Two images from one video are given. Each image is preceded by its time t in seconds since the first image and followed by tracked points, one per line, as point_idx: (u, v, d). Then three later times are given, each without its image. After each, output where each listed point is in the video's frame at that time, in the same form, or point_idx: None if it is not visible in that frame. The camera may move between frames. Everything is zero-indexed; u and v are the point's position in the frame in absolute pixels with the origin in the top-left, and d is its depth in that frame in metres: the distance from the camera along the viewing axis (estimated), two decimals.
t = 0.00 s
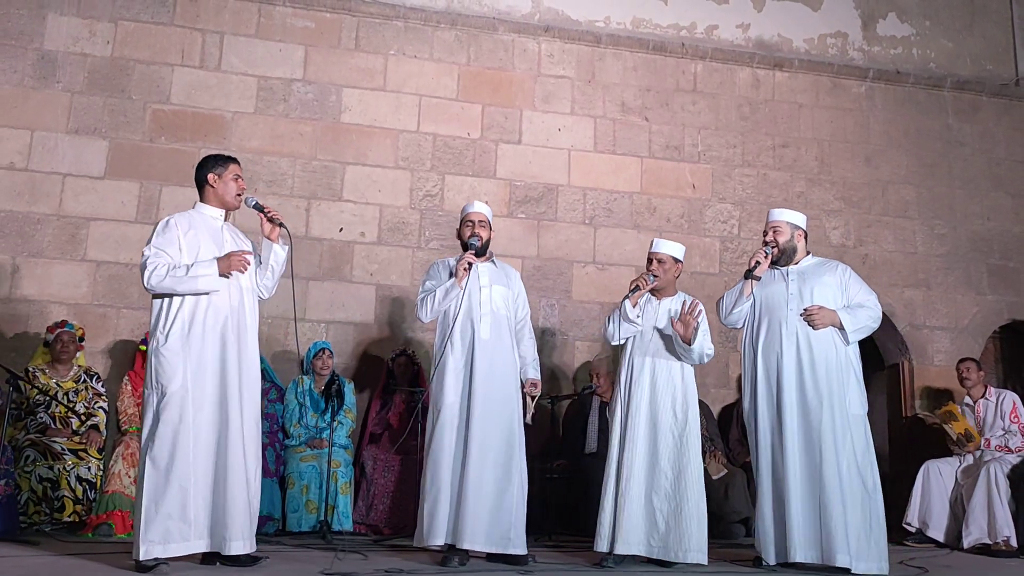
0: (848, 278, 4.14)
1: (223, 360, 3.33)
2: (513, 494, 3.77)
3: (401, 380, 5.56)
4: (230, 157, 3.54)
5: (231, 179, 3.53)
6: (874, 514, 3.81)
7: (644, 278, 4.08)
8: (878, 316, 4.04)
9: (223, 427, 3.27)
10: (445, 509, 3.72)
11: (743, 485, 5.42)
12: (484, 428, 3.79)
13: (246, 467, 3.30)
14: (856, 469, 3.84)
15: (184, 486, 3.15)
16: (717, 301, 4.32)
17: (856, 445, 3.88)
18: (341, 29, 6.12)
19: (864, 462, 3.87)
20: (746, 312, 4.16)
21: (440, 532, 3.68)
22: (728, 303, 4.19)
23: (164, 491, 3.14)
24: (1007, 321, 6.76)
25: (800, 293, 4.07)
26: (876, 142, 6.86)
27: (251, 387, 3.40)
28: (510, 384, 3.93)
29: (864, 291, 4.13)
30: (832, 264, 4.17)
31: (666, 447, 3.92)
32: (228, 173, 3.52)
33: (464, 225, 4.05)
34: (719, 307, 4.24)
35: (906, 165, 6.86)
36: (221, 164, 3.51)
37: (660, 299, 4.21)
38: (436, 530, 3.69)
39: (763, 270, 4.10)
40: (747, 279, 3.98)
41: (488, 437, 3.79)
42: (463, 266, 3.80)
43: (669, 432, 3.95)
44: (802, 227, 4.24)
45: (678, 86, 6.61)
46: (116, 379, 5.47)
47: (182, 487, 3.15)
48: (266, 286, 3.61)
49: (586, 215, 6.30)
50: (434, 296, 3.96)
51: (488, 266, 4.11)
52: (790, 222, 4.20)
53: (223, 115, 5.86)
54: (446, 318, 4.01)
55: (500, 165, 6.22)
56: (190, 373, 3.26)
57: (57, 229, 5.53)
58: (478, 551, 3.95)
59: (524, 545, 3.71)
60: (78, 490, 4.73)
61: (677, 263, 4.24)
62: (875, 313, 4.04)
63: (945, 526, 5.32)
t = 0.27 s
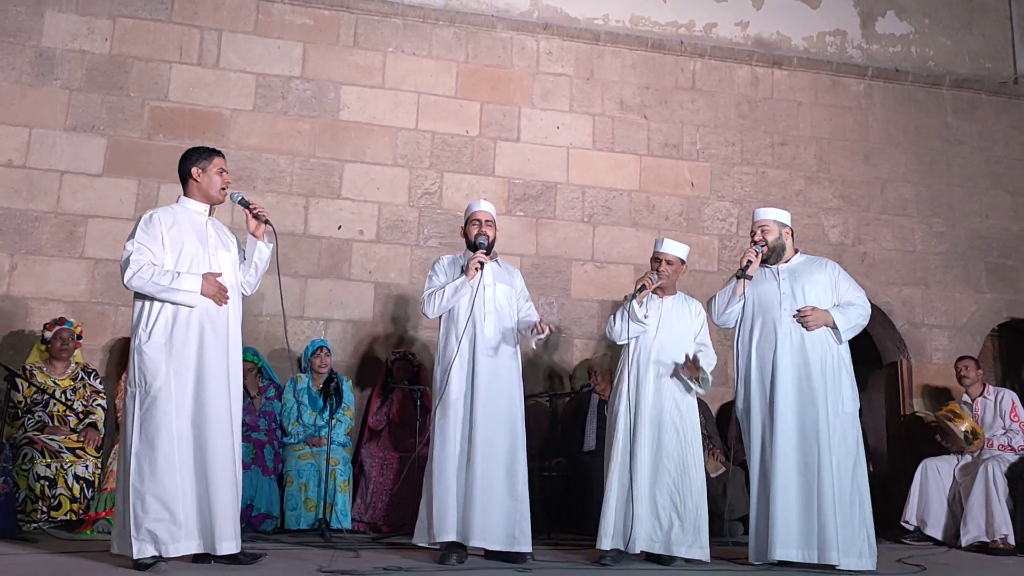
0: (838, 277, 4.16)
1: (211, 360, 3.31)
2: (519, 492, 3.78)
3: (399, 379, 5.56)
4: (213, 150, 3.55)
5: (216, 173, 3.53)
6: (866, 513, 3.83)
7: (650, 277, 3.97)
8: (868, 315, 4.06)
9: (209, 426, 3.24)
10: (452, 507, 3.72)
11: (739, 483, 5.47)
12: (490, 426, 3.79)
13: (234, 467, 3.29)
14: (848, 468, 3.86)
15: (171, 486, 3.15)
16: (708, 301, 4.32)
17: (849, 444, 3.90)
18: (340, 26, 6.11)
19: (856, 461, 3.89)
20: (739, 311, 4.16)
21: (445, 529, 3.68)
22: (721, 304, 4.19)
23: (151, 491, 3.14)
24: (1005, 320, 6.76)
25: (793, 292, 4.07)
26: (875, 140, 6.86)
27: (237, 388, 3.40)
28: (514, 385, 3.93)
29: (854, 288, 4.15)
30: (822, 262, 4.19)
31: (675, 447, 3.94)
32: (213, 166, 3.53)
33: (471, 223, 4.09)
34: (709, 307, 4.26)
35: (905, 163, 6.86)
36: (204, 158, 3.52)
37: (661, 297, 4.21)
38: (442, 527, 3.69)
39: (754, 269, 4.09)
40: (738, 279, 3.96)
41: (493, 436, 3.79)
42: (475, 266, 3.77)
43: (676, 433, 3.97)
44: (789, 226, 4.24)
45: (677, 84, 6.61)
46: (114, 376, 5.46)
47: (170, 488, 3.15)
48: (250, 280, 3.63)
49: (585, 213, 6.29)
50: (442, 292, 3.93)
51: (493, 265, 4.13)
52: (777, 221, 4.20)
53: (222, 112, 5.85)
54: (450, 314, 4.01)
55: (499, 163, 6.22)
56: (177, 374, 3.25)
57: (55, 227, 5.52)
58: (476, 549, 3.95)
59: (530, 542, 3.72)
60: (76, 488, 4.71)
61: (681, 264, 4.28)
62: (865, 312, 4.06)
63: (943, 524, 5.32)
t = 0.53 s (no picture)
0: (835, 272, 4.14)
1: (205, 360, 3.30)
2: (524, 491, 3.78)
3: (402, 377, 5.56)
4: (208, 148, 3.52)
5: (210, 171, 3.52)
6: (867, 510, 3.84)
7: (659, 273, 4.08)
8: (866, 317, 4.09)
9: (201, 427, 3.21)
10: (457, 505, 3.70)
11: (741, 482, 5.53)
12: (496, 426, 3.79)
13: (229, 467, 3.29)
14: (849, 466, 3.87)
15: (164, 488, 3.13)
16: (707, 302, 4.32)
17: (849, 442, 3.91)
18: (340, 25, 6.11)
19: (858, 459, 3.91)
20: (740, 312, 4.18)
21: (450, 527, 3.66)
22: (722, 305, 4.19)
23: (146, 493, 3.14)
24: (1007, 316, 6.75)
25: (794, 291, 4.06)
26: (876, 137, 6.85)
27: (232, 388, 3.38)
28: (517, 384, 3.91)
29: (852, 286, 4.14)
30: (820, 258, 4.18)
31: (679, 446, 3.96)
32: (207, 165, 3.51)
33: (474, 222, 4.10)
34: (711, 305, 4.24)
35: (906, 160, 6.85)
36: (200, 156, 3.50)
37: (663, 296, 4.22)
38: (448, 525, 3.67)
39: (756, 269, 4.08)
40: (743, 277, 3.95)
41: (498, 435, 3.79)
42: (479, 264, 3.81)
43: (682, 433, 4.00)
44: (783, 223, 4.24)
45: (678, 82, 6.60)
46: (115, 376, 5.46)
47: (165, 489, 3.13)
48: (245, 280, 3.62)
49: (586, 211, 6.29)
50: (447, 291, 3.96)
51: (499, 264, 4.14)
52: (771, 219, 4.18)
53: (222, 111, 5.85)
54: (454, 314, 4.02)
55: (499, 161, 6.22)
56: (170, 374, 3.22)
57: (56, 227, 5.53)
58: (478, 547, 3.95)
59: (534, 542, 3.71)
60: (78, 488, 4.71)
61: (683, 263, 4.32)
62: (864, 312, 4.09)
63: (946, 520, 5.31)
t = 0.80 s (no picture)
0: (841, 273, 4.18)
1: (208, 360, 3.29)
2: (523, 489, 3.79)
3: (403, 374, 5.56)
4: (211, 144, 3.53)
5: (214, 168, 3.52)
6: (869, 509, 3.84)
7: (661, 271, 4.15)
8: (869, 316, 4.16)
9: (201, 427, 3.21)
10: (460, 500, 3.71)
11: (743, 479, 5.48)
12: (499, 422, 3.79)
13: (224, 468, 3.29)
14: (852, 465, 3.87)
15: (164, 487, 3.13)
16: (710, 299, 4.27)
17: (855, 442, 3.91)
18: (340, 21, 6.11)
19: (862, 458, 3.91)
20: (745, 309, 4.15)
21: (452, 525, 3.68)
22: (729, 301, 4.13)
23: (141, 491, 3.11)
24: (1007, 312, 6.75)
25: (801, 288, 4.07)
26: (877, 133, 6.85)
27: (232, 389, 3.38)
28: (520, 382, 3.91)
29: (857, 287, 4.20)
30: (823, 257, 4.21)
31: (682, 444, 3.95)
32: (211, 162, 3.52)
33: (478, 219, 4.09)
34: (717, 300, 4.19)
35: (907, 156, 6.85)
36: (203, 152, 3.50)
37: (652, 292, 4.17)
38: (451, 521, 3.68)
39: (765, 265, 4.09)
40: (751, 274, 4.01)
41: (502, 431, 3.79)
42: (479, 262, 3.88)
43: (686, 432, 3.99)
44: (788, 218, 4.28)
45: (678, 78, 6.59)
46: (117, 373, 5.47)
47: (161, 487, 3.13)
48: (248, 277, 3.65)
49: (587, 208, 6.29)
50: (450, 288, 4.00)
51: (504, 260, 4.14)
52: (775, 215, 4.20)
53: (223, 108, 5.85)
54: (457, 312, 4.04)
55: (500, 158, 6.21)
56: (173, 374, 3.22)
57: (56, 223, 5.53)
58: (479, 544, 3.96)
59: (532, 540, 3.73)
60: (80, 484, 4.72)
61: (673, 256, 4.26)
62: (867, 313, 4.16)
63: (946, 517, 5.32)
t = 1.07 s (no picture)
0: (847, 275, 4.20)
1: (221, 360, 3.29)
2: (526, 490, 3.79)
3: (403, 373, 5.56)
4: (226, 146, 3.52)
5: (228, 169, 3.50)
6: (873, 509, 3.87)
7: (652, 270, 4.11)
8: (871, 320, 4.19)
9: (212, 426, 3.21)
10: (460, 498, 3.71)
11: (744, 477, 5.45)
12: (502, 420, 3.80)
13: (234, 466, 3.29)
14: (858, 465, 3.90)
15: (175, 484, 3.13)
16: (719, 294, 4.20)
17: (859, 441, 3.93)
18: (340, 20, 6.11)
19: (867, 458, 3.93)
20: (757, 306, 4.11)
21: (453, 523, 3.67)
22: (743, 297, 4.08)
23: (149, 489, 3.09)
24: (1007, 311, 6.75)
25: (811, 287, 4.09)
26: (877, 132, 6.84)
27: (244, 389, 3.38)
28: (526, 382, 3.93)
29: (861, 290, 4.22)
30: (831, 259, 4.23)
31: (682, 442, 3.95)
32: (225, 164, 3.51)
33: (480, 218, 4.10)
34: (728, 292, 4.13)
35: (907, 155, 6.85)
36: (217, 154, 3.49)
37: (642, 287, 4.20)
38: (451, 519, 3.68)
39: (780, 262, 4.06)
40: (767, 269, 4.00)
41: (505, 429, 3.80)
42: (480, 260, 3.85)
43: (684, 430, 3.99)
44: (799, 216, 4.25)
45: (678, 77, 6.59)
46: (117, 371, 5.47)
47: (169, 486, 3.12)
48: (262, 279, 3.64)
49: (587, 206, 6.29)
50: (452, 286, 3.98)
51: (505, 259, 4.14)
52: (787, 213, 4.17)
53: (223, 106, 5.85)
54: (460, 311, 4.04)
55: (500, 157, 6.21)
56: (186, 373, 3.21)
57: (56, 222, 5.53)
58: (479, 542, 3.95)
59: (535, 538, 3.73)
60: (80, 482, 4.74)
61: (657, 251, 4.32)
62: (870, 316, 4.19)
63: (945, 515, 5.32)
